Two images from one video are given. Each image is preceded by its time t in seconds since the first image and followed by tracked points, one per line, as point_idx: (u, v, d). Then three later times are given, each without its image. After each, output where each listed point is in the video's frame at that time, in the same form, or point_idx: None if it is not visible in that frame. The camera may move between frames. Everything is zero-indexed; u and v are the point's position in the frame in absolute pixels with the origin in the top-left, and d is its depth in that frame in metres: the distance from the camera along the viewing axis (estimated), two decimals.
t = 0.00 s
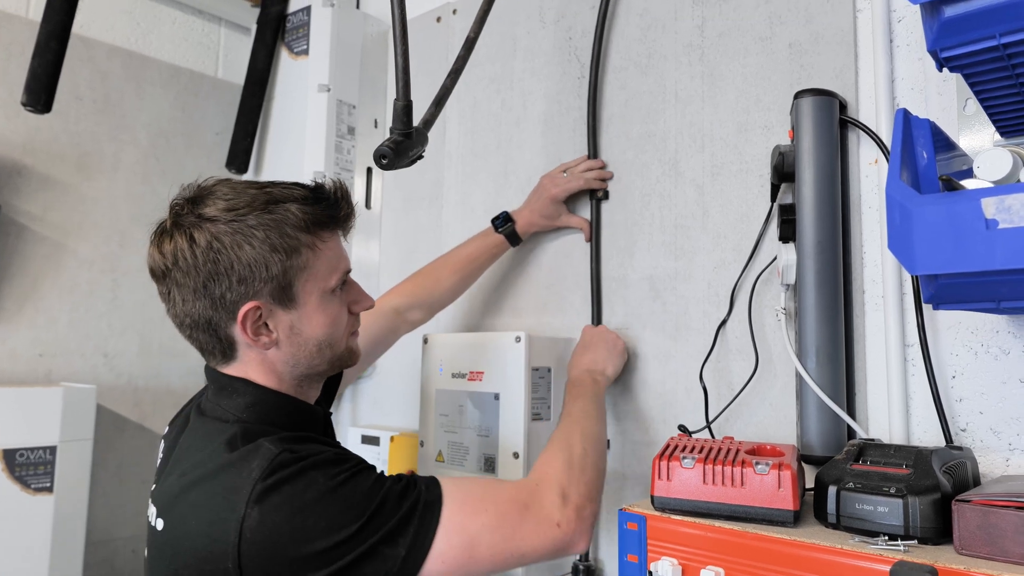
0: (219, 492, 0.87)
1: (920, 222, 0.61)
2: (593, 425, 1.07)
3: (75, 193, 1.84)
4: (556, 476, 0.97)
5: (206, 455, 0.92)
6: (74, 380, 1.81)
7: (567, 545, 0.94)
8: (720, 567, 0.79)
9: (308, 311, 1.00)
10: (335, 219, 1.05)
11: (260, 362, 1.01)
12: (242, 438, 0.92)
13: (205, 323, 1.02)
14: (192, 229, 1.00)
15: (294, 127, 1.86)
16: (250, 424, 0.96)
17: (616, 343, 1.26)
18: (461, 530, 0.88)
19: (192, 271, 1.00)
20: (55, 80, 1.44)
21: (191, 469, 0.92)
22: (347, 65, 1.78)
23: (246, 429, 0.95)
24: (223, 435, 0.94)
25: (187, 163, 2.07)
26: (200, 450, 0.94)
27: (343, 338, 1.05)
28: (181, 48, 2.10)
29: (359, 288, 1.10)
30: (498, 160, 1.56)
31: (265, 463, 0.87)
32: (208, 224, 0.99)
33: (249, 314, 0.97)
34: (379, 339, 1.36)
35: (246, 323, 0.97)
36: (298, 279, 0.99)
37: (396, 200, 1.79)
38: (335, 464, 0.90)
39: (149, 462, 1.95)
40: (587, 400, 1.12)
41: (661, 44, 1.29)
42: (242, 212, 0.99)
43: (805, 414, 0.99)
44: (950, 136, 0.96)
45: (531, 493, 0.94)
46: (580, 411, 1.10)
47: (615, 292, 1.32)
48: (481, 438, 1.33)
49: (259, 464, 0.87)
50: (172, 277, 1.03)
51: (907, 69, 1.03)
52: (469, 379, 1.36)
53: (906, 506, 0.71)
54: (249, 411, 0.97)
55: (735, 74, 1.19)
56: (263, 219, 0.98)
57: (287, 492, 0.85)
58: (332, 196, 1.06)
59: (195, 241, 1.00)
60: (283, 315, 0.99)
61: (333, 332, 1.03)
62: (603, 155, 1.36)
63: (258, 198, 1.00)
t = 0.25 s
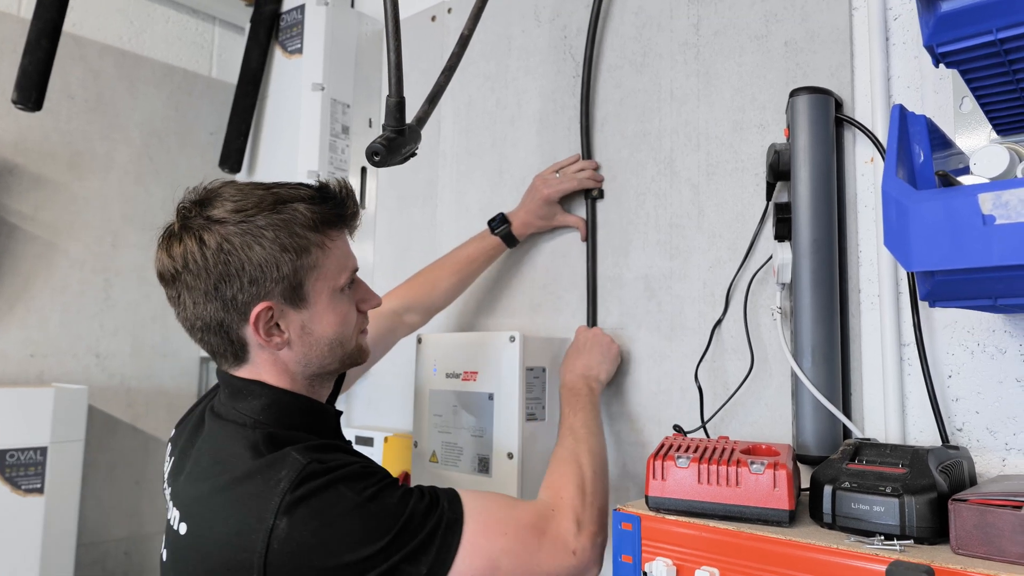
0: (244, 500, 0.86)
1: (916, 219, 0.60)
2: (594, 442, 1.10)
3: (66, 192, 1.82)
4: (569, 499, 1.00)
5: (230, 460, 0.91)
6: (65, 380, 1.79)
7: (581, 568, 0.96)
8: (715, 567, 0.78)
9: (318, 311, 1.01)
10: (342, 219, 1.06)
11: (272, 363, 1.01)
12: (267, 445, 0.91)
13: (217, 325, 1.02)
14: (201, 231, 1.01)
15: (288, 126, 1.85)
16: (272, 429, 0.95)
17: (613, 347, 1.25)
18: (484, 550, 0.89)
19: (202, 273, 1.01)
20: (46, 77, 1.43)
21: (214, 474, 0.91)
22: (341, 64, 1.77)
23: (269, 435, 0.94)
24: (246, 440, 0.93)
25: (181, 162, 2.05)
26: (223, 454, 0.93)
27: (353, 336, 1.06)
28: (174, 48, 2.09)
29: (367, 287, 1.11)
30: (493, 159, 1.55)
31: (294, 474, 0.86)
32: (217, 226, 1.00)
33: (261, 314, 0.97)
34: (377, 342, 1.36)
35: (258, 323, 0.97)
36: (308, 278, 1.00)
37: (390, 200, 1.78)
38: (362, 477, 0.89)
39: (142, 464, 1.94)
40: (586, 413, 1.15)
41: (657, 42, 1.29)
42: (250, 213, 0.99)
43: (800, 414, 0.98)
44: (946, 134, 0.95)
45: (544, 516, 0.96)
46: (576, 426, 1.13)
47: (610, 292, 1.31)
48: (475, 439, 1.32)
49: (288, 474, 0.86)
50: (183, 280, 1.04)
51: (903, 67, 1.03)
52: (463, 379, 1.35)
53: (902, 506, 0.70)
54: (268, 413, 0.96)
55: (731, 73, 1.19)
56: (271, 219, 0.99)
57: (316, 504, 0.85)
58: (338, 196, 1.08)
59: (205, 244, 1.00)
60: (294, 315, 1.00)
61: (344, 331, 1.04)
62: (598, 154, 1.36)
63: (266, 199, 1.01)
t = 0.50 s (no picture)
0: (266, 498, 0.85)
1: (916, 216, 0.60)
2: (595, 448, 1.11)
3: (59, 191, 1.81)
4: (576, 507, 1.00)
5: (251, 458, 0.90)
6: (59, 380, 1.78)
7: None
8: (711, 568, 0.77)
9: (329, 308, 1.00)
10: (347, 215, 1.06)
11: (286, 362, 1.00)
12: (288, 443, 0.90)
13: (230, 327, 1.01)
14: (211, 233, 1.01)
15: (284, 124, 1.84)
16: (292, 427, 0.94)
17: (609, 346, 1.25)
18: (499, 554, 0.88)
19: (213, 274, 1.00)
20: (38, 74, 1.42)
21: (234, 471, 0.90)
22: (337, 62, 1.76)
23: (290, 433, 0.92)
24: (267, 438, 0.91)
25: (175, 161, 2.04)
26: (242, 452, 0.91)
27: (364, 333, 1.05)
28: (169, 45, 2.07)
29: (376, 283, 1.10)
30: (489, 158, 1.54)
31: (318, 473, 0.85)
32: (225, 226, 1.00)
33: (273, 312, 0.96)
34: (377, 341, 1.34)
35: (270, 320, 0.97)
36: (318, 275, 0.99)
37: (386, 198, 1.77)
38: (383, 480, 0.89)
39: (136, 464, 1.92)
40: (588, 419, 1.15)
41: (654, 39, 1.28)
42: (258, 213, 0.99)
43: (798, 414, 0.98)
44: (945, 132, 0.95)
45: (554, 522, 0.96)
46: (578, 433, 1.13)
47: (607, 291, 1.30)
48: (471, 439, 1.31)
49: (312, 474, 0.85)
50: (195, 283, 1.03)
51: (903, 64, 1.02)
52: (459, 378, 1.34)
53: (900, 506, 0.69)
54: (284, 410, 0.95)
55: (728, 70, 1.18)
56: (277, 218, 0.99)
57: (339, 504, 0.84)
58: (342, 193, 1.07)
59: (215, 245, 1.00)
60: (305, 312, 0.99)
61: (355, 328, 1.02)
62: (595, 152, 1.35)
63: (272, 198, 1.01)
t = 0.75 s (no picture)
0: (221, 502, 0.85)
1: (910, 213, 0.60)
2: (581, 440, 1.09)
3: (52, 188, 1.80)
4: (551, 497, 0.98)
5: (207, 462, 0.90)
6: (52, 379, 1.77)
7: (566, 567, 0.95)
8: (705, 567, 0.77)
9: (295, 308, 0.99)
10: (320, 214, 1.04)
11: (248, 359, 1.00)
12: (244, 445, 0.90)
13: (190, 321, 1.00)
14: (176, 225, 0.99)
15: (278, 121, 1.84)
16: (249, 428, 0.94)
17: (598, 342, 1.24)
18: (464, 549, 0.87)
19: (176, 267, 0.99)
20: (29, 70, 1.41)
21: (191, 476, 0.90)
22: (331, 59, 1.76)
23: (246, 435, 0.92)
24: (223, 441, 0.91)
25: (170, 158, 2.03)
26: (198, 456, 0.91)
27: (331, 333, 1.04)
28: (162, 42, 2.06)
29: (348, 284, 1.09)
30: (484, 155, 1.53)
31: (269, 475, 0.85)
32: (191, 218, 0.98)
33: (235, 309, 0.96)
34: (365, 338, 1.35)
35: (232, 318, 0.96)
36: (284, 273, 0.98)
37: (381, 196, 1.76)
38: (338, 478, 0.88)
39: (130, 463, 1.91)
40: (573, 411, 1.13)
41: (649, 37, 1.28)
42: (226, 207, 0.98)
43: (792, 412, 0.98)
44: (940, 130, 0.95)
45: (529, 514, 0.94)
46: (563, 425, 1.11)
47: (602, 289, 1.30)
48: (465, 438, 1.30)
49: (264, 475, 0.85)
50: (157, 274, 1.02)
51: (898, 62, 1.02)
52: (453, 377, 1.33)
53: (894, 505, 0.69)
54: (242, 411, 0.94)
55: (724, 68, 1.18)
56: (245, 213, 0.97)
57: (291, 506, 0.84)
58: (317, 192, 1.05)
59: (178, 237, 0.98)
60: (270, 311, 0.98)
61: (322, 329, 1.02)
62: (590, 150, 1.35)
63: (242, 193, 0.99)
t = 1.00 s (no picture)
0: (179, 503, 0.84)
1: (907, 211, 0.60)
2: (567, 448, 1.07)
3: (48, 185, 1.79)
4: (526, 503, 0.96)
5: (166, 463, 0.89)
6: (49, 376, 1.77)
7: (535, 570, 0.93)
8: (703, 564, 0.77)
9: (256, 307, 0.97)
10: (282, 210, 1.01)
11: (210, 359, 0.99)
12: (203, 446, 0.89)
13: (148, 320, 0.99)
14: (129, 222, 0.97)
15: (275, 119, 1.83)
16: (210, 428, 0.93)
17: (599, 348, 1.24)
18: (428, 553, 0.87)
19: (130, 264, 0.98)
20: (26, 68, 1.41)
21: (151, 477, 0.89)
22: (329, 56, 1.75)
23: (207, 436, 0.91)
24: (183, 442, 0.90)
25: (167, 156, 2.03)
26: (159, 457, 0.91)
27: (298, 332, 1.01)
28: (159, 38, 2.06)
29: (314, 281, 1.06)
30: (481, 153, 1.53)
31: (225, 475, 0.83)
32: (144, 215, 0.96)
33: (190, 308, 0.94)
34: (352, 334, 1.35)
35: (188, 317, 0.94)
36: (242, 272, 0.96)
37: (378, 193, 1.76)
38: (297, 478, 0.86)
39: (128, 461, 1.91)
40: (562, 417, 1.12)
41: (647, 34, 1.27)
42: (180, 204, 0.96)
43: (790, 409, 0.98)
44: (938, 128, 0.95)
45: (500, 522, 0.92)
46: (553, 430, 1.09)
47: (599, 286, 1.30)
48: (463, 435, 1.30)
49: (220, 476, 0.83)
50: (112, 272, 1.00)
51: (896, 59, 1.02)
52: (450, 374, 1.33)
53: (890, 502, 0.69)
54: (205, 411, 0.94)
55: (722, 65, 1.18)
56: (200, 211, 0.95)
57: (247, 506, 0.82)
58: (279, 187, 1.02)
59: (131, 235, 0.97)
60: (228, 310, 0.96)
61: (286, 328, 0.99)
62: (588, 147, 1.34)
63: (198, 189, 0.97)
